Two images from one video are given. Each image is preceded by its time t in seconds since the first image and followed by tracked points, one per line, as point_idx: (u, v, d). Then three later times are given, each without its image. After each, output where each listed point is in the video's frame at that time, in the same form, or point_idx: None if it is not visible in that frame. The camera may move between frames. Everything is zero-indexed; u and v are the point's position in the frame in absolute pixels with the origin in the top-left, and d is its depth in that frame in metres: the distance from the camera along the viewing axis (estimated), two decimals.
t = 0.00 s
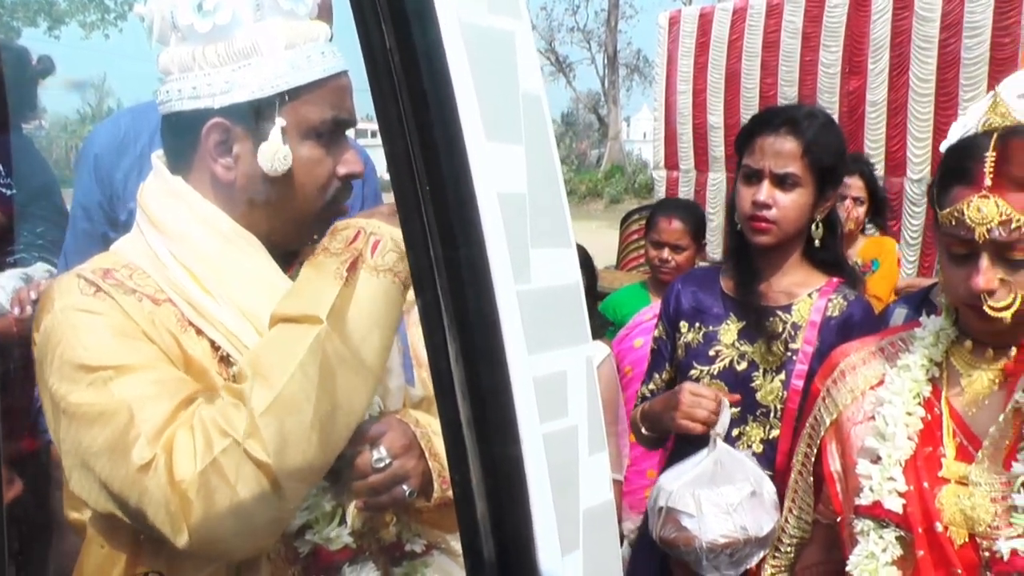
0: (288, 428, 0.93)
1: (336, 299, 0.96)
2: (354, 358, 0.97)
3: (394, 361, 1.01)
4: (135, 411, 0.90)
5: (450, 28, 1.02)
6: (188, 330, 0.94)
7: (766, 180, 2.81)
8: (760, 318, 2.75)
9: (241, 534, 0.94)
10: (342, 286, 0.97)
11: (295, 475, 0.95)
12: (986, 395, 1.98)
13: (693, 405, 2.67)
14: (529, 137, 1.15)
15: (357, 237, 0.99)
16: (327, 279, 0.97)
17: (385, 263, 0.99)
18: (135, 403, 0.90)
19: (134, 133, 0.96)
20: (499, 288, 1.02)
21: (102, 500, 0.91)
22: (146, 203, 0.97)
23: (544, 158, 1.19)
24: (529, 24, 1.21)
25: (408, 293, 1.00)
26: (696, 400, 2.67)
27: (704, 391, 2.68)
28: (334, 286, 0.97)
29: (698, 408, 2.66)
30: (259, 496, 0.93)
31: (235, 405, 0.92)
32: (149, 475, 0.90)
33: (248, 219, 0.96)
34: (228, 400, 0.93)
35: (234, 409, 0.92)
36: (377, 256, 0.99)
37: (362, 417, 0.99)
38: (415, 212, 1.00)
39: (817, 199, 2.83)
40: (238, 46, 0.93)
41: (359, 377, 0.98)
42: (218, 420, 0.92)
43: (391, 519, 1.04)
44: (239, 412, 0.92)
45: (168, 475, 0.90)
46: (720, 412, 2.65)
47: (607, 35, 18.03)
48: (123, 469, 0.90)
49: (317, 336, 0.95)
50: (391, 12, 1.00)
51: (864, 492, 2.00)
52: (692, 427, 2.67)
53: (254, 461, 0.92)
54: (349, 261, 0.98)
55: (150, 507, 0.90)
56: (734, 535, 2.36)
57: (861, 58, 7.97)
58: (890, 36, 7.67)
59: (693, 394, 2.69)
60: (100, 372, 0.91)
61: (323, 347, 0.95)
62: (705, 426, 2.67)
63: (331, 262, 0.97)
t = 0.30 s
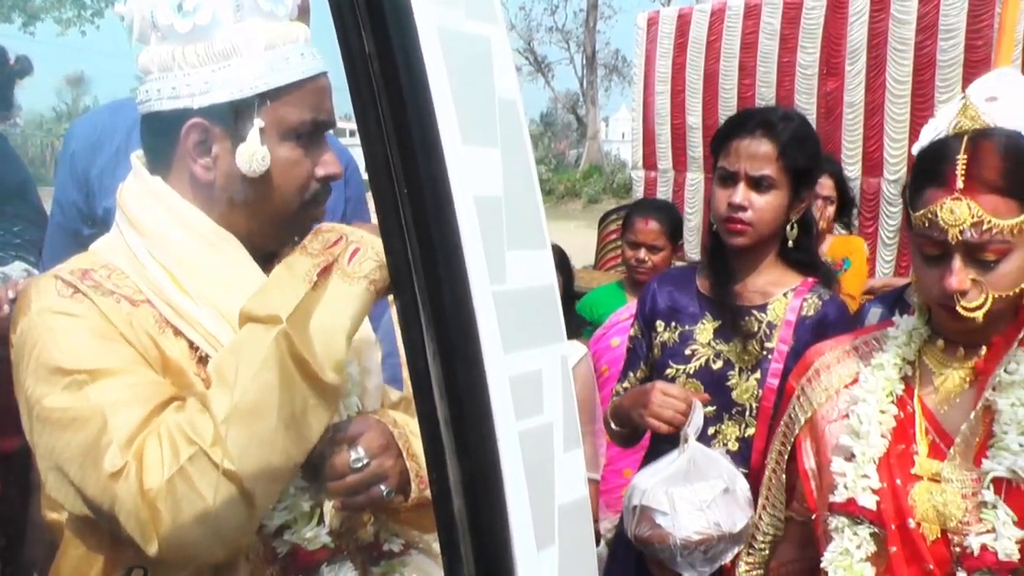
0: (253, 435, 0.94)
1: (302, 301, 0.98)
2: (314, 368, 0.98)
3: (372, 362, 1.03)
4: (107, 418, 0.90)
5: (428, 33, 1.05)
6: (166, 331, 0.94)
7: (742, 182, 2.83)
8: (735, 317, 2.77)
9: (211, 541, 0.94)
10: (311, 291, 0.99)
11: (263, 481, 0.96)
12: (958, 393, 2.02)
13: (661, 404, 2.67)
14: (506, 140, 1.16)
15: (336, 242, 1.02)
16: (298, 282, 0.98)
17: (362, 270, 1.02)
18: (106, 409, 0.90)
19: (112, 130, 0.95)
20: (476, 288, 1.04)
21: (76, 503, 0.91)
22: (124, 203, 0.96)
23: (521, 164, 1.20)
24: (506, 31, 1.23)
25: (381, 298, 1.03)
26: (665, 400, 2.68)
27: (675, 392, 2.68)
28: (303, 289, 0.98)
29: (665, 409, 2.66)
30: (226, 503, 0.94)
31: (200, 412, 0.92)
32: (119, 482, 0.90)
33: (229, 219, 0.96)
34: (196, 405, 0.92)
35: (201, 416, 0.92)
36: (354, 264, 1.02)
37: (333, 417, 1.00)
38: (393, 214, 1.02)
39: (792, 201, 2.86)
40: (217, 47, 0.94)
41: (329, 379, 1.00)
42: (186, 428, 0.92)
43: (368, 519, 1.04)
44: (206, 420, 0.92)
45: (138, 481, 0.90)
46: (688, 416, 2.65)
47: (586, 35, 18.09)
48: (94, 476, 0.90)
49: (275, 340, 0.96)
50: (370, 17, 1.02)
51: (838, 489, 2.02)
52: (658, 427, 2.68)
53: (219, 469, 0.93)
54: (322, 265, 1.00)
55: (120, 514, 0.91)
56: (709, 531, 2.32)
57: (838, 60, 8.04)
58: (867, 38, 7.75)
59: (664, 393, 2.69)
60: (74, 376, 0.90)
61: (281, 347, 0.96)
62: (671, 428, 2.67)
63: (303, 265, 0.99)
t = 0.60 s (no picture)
0: (232, 436, 0.94)
1: (278, 305, 0.98)
2: (291, 367, 0.98)
3: (354, 360, 1.03)
4: (86, 418, 0.89)
5: (408, 37, 1.09)
6: (145, 330, 0.93)
7: (721, 182, 2.85)
8: (715, 317, 2.79)
9: (189, 542, 0.94)
10: (292, 296, 0.99)
11: (241, 482, 0.95)
12: (935, 391, 2.04)
13: (628, 410, 2.64)
14: (484, 139, 1.20)
15: (321, 253, 1.02)
16: (278, 286, 0.98)
17: (346, 283, 1.03)
18: (85, 408, 0.89)
19: (94, 125, 0.93)
20: (454, 283, 1.07)
21: (54, 504, 0.90)
22: (106, 202, 0.94)
23: (499, 162, 1.23)
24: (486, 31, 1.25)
25: (362, 310, 1.03)
26: (634, 406, 2.64)
27: (644, 401, 2.64)
28: (284, 293, 0.98)
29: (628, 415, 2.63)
30: (205, 504, 0.93)
31: (179, 413, 0.92)
32: (97, 483, 0.89)
33: (211, 217, 0.96)
34: (175, 406, 0.92)
35: (180, 417, 0.92)
36: (337, 275, 1.02)
37: (312, 413, 1.00)
38: (375, 211, 1.04)
39: (771, 201, 2.87)
40: (199, 45, 0.93)
41: (304, 383, 0.99)
42: (165, 428, 0.91)
43: (349, 517, 1.04)
44: (185, 421, 0.92)
45: (116, 482, 0.90)
46: (650, 426, 2.60)
47: (569, 36, 18.12)
48: (72, 477, 0.89)
49: (254, 339, 0.96)
50: (353, 19, 1.04)
51: (817, 486, 2.03)
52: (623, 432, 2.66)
53: (200, 470, 0.93)
54: (306, 271, 1.01)
55: (98, 514, 0.90)
56: (686, 532, 2.30)
57: (819, 62, 8.09)
58: (849, 40, 7.80)
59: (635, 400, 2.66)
60: (53, 376, 0.89)
61: (260, 348, 0.96)
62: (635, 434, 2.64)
63: (286, 269, 0.99)
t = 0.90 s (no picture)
0: (207, 436, 0.94)
1: (252, 303, 0.98)
2: (265, 365, 0.98)
3: (330, 357, 1.03)
4: (60, 418, 0.88)
5: (379, 31, 1.09)
6: (120, 330, 0.92)
7: (695, 179, 2.86)
8: (687, 310, 2.80)
9: (165, 543, 0.93)
10: (266, 293, 0.99)
11: (215, 482, 0.95)
12: (908, 383, 2.06)
13: (597, 407, 2.64)
14: (455, 133, 1.20)
15: (293, 250, 1.02)
16: (251, 284, 0.98)
17: (319, 280, 1.03)
18: (60, 409, 0.88)
19: (72, 122, 0.92)
20: (425, 275, 1.08)
21: (28, 506, 0.87)
22: (79, 201, 0.93)
23: (471, 155, 1.23)
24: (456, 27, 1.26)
25: (337, 308, 1.04)
26: (603, 404, 2.64)
27: (614, 399, 2.63)
28: (258, 291, 0.98)
29: (597, 413, 2.62)
30: (180, 504, 0.93)
31: (154, 413, 0.92)
32: (71, 485, 0.88)
33: (185, 216, 0.95)
34: (149, 406, 0.91)
35: (155, 416, 0.92)
36: (309, 272, 1.03)
37: (287, 412, 1.00)
38: (347, 203, 1.04)
39: (745, 198, 2.89)
40: (172, 43, 0.93)
41: (280, 378, 1.00)
42: (139, 428, 0.91)
43: (324, 516, 1.04)
44: (159, 420, 0.92)
45: (90, 483, 0.89)
46: (617, 424, 2.60)
47: (546, 35, 18.15)
48: (46, 478, 0.87)
49: (230, 339, 0.96)
50: (324, 14, 1.04)
51: (792, 477, 2.05)
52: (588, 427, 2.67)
53: (174, 469, 0.92)
54: (279, 270, 1.01)
55: (73, 516, 0.88)
56: (664, 523, 2.31)
57: (796, 61, 8.15)
58: (825, 40, 7.87)
59: (606, 397, 2.66)
60: (27, 376, 0.88)
61: (234, 346, 0.96)
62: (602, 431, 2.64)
63: (260, 268, 0.99)
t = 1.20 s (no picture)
0: (184, 436, 0.94)
1: (229, 303, 0.98)
2: (242, 365, 0.98)
3: (307, 356, 1.03)
4: (36, 419, 0.87)
5: (349, 29, 1.10)
6: (97, 331, 0.91)
7: (670, 175, 2.87)
8: (662, 306, 2.82)
9: (142, 543, 0.92)
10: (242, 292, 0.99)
11: (192, 482, 0.94)
12: (883, 374, 2.09)
13: (568, 397, 2.64)
14: (427, 129, 1.21)
15: (269, 250, 1.02)
16: (228, 284, 0.98)
17: (294, 279, 1.03)
18: (36, 409, 0.87)
19: (49, 121, 0.92)
20: (397, 269, 1.09)
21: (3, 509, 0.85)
22: (54, 199, 0.92)
23: (443, 151, 1.24)
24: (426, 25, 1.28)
25: (313, 307, 1.04)
26: (574, 394, 2.64)
27: (585, 388, 2.64)
28: (235, 290, 0.99)
29: (568, 402, 2.62)
30: (157, 504, 0.92)
31: (131, 413, 0.91)
32: (48, 487, 0.87)
33: (161, 216, 0.95)
34: (126, 407, 0.91)
35: (132, 416, 0.91)
36: (285, 272, 1.03)
37: (265, 412, 1.00)
38: (319, 199, 1.05)
39: (720, 194, 2.90)
40: (145, 42, 0.93)
41: (258, 378, 1.00)
42: (116, 429, 0.90)
43: (302, 514, 1.04)
44: (136, 420, 0.91)
45: (67, 485, 0.88)
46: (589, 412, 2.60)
47: (524, 34, 18.16)
48: (21, 480, 0.86)
49: (207, 339, 0.96)
50: (295, 12, 1.05)
51: (770, 469, 2.06)
52: (560, 417, 2.67)
53: (150, 469, 0.92)
54: (255, 270, 1.01)
55: (49, 518, 0.87)
56: (642, 515, 2.32)
57: (773, 58, 8.20)
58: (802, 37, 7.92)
59: (577, 387, 2.66)
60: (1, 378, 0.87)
61: (211, 347, 0.96)
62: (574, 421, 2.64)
63: (237, 267, 0.99)
